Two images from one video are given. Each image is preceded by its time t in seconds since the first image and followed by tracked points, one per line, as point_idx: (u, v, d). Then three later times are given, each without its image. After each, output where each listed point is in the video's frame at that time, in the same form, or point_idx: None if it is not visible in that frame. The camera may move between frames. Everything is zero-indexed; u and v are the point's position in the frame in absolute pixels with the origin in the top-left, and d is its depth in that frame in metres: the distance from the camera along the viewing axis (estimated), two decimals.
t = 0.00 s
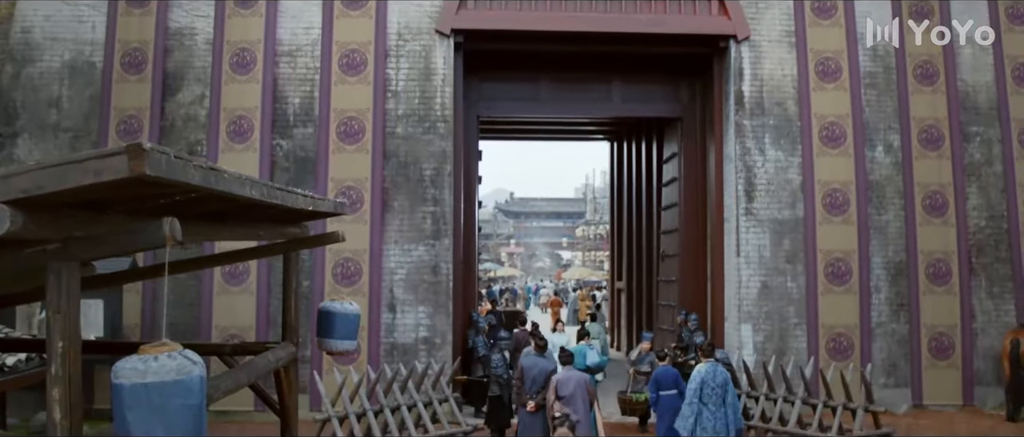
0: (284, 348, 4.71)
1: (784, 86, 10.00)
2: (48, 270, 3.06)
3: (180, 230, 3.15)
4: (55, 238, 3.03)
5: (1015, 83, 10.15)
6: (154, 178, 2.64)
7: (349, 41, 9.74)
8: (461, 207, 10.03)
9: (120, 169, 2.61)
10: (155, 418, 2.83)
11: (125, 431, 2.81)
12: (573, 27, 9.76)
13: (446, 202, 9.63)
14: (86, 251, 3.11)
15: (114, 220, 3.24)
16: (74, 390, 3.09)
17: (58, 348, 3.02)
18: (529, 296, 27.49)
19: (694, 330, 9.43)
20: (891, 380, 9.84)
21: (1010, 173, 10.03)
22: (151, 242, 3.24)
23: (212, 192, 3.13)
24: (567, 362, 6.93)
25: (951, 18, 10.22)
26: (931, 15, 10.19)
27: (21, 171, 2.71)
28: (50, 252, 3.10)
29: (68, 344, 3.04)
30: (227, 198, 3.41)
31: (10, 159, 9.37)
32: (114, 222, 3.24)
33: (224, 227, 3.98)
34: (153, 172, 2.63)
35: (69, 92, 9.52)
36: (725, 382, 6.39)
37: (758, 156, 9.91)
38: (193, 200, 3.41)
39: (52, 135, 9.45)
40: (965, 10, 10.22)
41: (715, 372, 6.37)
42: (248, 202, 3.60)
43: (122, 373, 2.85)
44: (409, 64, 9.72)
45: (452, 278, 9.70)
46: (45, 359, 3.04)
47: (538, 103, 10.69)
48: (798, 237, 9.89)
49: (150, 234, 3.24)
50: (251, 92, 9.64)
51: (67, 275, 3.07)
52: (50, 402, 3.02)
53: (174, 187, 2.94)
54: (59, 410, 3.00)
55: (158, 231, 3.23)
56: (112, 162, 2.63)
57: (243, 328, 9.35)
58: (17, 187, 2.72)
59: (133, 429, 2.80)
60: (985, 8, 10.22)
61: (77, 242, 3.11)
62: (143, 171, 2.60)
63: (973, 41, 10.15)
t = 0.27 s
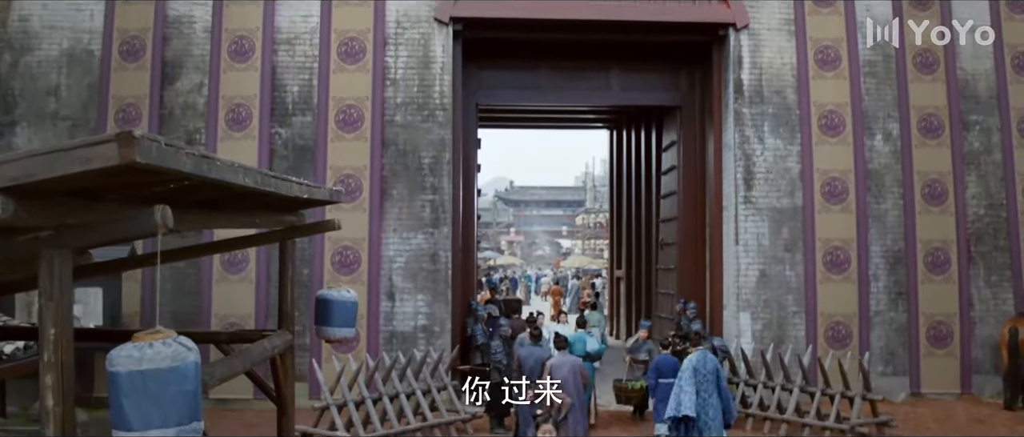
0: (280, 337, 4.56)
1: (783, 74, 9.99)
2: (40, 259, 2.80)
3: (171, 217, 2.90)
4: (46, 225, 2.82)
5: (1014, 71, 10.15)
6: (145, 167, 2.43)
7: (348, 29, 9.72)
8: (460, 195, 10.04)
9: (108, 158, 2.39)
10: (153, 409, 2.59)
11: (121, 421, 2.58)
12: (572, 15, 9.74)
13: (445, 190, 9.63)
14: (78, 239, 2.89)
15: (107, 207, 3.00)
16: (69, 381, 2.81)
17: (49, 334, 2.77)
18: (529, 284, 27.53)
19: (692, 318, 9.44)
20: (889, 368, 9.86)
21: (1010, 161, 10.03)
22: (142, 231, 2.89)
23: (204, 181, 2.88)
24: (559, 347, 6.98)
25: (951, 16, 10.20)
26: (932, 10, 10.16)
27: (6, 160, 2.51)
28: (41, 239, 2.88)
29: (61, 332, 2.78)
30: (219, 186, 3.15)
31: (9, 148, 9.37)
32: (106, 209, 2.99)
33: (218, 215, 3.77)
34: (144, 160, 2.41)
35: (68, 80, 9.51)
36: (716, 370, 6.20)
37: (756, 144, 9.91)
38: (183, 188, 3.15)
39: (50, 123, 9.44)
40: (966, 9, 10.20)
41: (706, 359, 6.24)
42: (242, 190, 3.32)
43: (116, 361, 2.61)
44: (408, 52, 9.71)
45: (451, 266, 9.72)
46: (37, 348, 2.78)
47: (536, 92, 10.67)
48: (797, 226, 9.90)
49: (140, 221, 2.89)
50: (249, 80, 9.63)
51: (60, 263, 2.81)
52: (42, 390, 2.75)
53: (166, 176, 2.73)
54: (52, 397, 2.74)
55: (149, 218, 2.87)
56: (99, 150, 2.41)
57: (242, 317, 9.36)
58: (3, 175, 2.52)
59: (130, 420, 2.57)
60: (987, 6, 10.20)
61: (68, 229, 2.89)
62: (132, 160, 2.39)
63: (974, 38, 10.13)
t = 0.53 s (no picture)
0: (275, 326, 4.55)
1: (782, 64, 9.98)
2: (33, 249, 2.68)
3: (166, 207, 2.69)
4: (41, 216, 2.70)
5: (1013, 62, 10.15)
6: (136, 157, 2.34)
7: (346, 20, 9.71)
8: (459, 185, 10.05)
9: (100, 147, 2.32)
10: (150, 397, 2.55)
11: (119, 410, 2.54)
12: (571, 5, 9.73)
13: (444, 180, 9.64)
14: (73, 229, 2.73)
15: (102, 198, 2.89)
16: (63, 372, 2.69)
17: (43, 324, 2.64)
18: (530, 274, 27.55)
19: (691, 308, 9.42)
20: (888, 358, 9.88)
21: (1009, 152, 10.03)
22: (135, 221, 2.68)
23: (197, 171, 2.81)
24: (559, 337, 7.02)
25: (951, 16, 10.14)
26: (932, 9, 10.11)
27: None
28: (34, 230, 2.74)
29: (54, 320, 2.66)
30: (211, 176, 3.07)
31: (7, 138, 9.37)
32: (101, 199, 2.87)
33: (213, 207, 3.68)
34: (136, 151, 2.33)
35: (66, 71, 9.49)
36: (704, 355, 6.37)
37: (755, 134, 9.90)
38: (176, 180, 3.08)
39: (49, 114, 9.44)
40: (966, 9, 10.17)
41: (692, 346, 6.36)
42: (234, 181, 3.25)
43: (112, 351, 2.55)
44: (406, 42, 9.70)
45: (450, 256, 9.73)
46: (32, 336, 2.66)
47: (535, 82, 10.66)
48: (796, 216, 9.90)
49: (133, 210, 2.68)
50: (247, 70, 9.62)
51: (53, 252, 2.68)
52: (36, 379, 2.64)
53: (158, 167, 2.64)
54: (45, 387, 2.62)
55: (142, 207, 2.66)
56: (92, 140, 2.33)
57: (241, 307, 9.37)
58: None
59: (129, 409, 2.53)
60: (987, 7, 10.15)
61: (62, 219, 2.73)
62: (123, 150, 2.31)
63: (974, 38, 10.12)
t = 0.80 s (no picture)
0: (271, 317, 4.55)
1: (781, 55, 9.97)
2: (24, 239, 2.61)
3: (157, 196, 2.58)
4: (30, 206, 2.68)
5: (1012, 52, 10.15)
6: (127, 146, 2.31)
7: (345, 10, 9.69)
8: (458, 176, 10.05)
9: (89, 137, 2.28)
10: (144, 386, 2.52)
11: (112, 399, 2.52)
12: None
13: (443, 170, 9.64)
14: (63, 219, 2.64)
15: (94, 187, 2.88)
16: (56, 362, 2.63)
17: (35, 314, 2.57)
18: (530, 264, 27.59)
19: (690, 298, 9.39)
20: (886, 349, 9.91)
21: (1008, 142, 10.04)
22: (125, 211, 2.58)
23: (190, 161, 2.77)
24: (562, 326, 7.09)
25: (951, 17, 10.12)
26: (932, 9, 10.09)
27: None
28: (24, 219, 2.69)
29: (46, 309, 2.58)
30: (204, 166, 3.03)
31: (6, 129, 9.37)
32: (92, 189, 2.87)
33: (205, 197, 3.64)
34: (126, 140, 2.29)
35: (65, 61, 9.48)
36: (689, 343, 6.78)
37: (754, 124, 9.90)
38: (169, 169, 3.03)
39: (48, 104, 9.43)
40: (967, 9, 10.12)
41: (679, 333, 6.73)
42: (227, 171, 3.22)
43: (104, 340, 2.52)
44: (405, 33, 9.68)
45: (449, 246, 9.74)
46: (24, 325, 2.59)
47: (534, 72, 10.64)
48: (795, 207, 9.91)
49: (123, 199, 2.58)
50: (246, 61, 9.61)
51: (44, 242, 2.61)
52: (28, 369, 2.57)
53: (149, 156, 2.61)
54: (38, 378, 2.56)
55: (132, 197, 2.55)
56: (80, 130, 2.29)
57: (240, 297, 9.38)
58: None
59: (122, 399, 2.50)
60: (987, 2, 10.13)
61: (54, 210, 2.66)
62: (114, 140, 2.27)
63: (974, 38, 10.03)
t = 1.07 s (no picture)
0: (268, 307, 4.54)
1: (781, 46, 9.96)
2: (17, 229, 2.60)
3: (149, 187, 2.62)
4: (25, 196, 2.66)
5: (1012, 44, 10.15)
6: (119, 137, 2.29)
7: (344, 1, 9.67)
8: (457, 167, 10.06)
9: (81, 128, 2.26)
10: (133, 376, 2.51)
11: (101, 388, 2.50)
12: None
13: (442, 161, 9.64)
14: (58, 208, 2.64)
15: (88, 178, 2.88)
16: (49, 353, 2.63)
17: (29, 303, 2.57)
18: (530, 256, 27.62)
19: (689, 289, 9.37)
20: (885, 340, 9.92)
21: (1007, 134, 10.05)
22: (121, 201, 2.64)
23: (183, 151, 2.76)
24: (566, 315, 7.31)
25: (951, 18, 10.13)
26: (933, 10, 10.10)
27: None
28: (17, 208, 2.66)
29: (39, 300, 2.59)
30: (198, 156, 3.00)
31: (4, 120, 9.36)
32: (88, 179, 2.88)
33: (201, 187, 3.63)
34: (118, 130, 2.28)
35: (63, 52, 9.46)
36: (687, 330, 6.90)
37: (754, 115, 9.89)
38: (163, 158, 3.00)
39: (46, 95, 9.41)
40: (966, 8, 10.16)
41: (677, 323, 6.93)
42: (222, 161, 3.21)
43: (95, 329, 2.50)
44: (404, 24, 9.67)
45: (448, 237, 9.75)
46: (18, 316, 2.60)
47: (533, 64, 10.63)
48: (794, 198, 9.92)
49: (119, 190, 2.63)
50: (244, 52, 9.59)
51: (37, 232, 2.60)
52: (21, 359, 2.57)
53: (142, 146, 2.60)
54: (31, 368, 2.55)
55: (126, 188, 2.60)
56: (72, 120, 2.28)
57: (239, 288, 9.39)
58: None
59: (111, 388, 2.49)
60: None
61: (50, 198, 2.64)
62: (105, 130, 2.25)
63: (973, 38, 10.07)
